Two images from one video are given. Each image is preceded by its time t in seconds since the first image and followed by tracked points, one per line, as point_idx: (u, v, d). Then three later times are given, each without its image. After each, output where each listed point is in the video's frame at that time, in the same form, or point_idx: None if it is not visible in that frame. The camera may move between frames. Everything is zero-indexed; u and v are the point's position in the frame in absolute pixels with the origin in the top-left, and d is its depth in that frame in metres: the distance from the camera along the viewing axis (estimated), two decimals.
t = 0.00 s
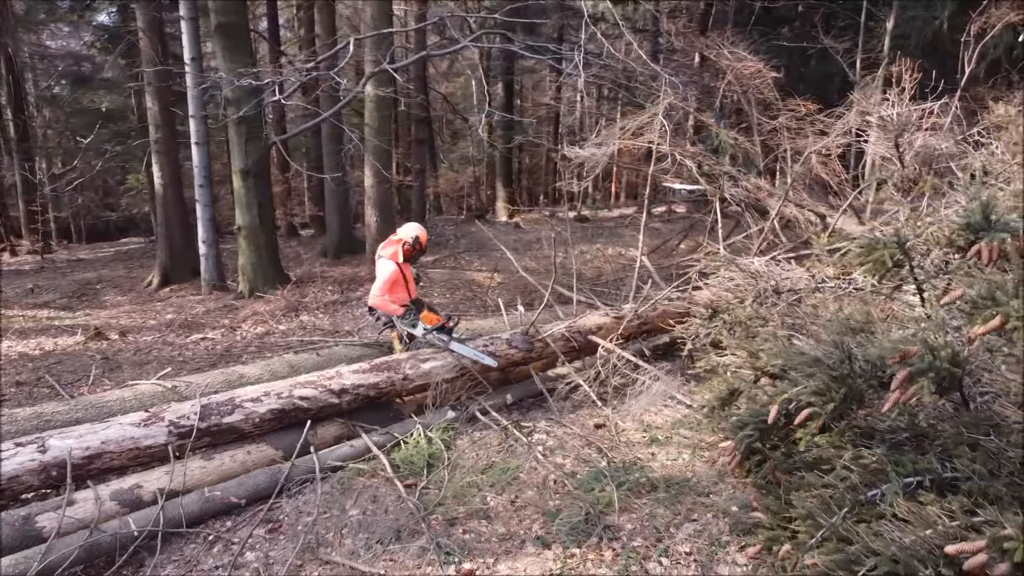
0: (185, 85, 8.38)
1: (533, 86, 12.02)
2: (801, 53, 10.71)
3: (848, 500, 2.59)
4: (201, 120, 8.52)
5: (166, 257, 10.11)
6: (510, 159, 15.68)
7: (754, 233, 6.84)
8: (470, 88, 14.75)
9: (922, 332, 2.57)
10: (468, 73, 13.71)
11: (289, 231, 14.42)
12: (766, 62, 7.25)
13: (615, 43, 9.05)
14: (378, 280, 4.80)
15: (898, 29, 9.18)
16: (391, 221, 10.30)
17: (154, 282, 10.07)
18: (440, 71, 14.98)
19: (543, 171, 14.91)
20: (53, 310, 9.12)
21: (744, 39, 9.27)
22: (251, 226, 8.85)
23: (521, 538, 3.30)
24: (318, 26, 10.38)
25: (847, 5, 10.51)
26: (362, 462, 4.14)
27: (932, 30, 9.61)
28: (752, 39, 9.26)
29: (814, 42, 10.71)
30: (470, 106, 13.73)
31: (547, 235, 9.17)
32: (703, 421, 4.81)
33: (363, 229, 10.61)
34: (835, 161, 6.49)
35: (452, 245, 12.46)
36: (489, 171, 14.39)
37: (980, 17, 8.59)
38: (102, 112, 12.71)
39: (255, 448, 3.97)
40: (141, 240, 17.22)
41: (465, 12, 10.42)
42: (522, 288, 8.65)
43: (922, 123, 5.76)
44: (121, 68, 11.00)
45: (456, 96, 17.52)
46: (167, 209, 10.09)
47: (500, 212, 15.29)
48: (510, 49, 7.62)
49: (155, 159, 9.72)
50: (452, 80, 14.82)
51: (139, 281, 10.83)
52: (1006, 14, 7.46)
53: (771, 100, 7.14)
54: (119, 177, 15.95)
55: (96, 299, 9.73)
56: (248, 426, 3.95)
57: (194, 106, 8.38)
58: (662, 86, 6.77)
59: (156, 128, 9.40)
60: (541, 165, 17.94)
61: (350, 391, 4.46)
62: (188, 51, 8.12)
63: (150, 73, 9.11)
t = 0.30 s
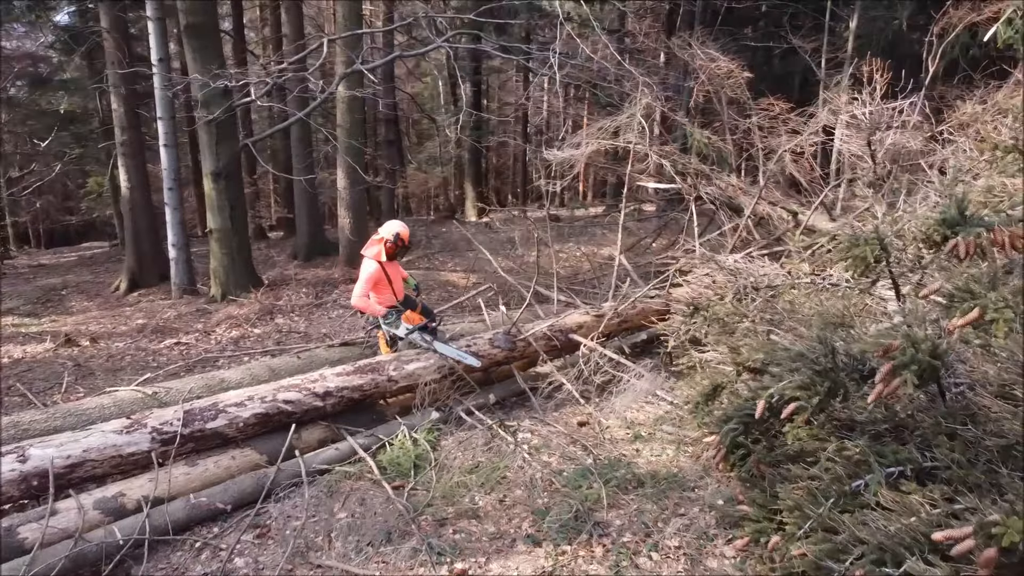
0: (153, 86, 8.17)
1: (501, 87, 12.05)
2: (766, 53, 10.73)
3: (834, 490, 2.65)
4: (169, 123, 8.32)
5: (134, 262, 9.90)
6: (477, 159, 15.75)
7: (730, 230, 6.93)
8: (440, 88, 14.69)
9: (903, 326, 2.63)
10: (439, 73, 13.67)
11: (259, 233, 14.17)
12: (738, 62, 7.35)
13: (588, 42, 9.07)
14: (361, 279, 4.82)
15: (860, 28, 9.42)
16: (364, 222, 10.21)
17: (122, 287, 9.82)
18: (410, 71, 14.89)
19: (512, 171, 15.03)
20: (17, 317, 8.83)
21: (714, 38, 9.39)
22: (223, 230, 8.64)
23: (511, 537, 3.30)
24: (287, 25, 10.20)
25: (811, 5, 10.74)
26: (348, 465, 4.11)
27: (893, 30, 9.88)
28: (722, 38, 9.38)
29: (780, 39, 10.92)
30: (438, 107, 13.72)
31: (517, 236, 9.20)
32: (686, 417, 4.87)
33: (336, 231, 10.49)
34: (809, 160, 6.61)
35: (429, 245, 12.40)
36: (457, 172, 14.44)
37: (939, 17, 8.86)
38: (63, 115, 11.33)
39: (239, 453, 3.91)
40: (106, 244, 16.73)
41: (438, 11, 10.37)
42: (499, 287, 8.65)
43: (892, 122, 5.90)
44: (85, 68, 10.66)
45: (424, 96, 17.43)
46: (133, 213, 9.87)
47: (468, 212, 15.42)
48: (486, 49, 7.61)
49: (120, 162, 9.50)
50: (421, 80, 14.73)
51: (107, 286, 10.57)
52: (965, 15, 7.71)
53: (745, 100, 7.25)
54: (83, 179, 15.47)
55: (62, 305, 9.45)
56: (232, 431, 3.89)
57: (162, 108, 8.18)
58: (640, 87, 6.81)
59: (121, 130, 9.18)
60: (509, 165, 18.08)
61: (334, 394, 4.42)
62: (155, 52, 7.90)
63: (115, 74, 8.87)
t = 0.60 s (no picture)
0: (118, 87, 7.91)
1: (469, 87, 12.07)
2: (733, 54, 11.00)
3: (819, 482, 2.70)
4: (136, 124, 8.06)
5: (100, 267, 9.61)
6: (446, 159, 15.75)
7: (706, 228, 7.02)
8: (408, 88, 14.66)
9: (885, 320, 2.70)
10: (409, 72, 13.61)
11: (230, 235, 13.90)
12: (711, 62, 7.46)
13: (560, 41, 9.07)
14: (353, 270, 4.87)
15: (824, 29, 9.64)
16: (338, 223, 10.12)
17: (88, 293, 9.53)
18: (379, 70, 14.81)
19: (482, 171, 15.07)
20: None
21: (683, 39, 9.50)
22: (195, 233, 8.40)
23: (501, 536, 3.31)
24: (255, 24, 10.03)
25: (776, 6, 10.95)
26: (334, 468, 4.07)
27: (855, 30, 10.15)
28: (692, 39, 9.48)
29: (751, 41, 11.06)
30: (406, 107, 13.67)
31: (489, 236, 9.21)
32: (667, 413, 4.92)
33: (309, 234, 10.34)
34: (783, 158, 6.73)
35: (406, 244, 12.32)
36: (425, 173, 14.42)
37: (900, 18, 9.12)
38: (20, 116, 10.64)
39: (222, 458, 3.84)
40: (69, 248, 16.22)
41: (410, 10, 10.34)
42: (475, 287, 8.64)
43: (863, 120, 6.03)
44: (45, 67, 10.32)
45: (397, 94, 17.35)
46: (99, 216, 9.59)
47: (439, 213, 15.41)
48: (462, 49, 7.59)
49: (85, 164, 9.23)
50: (389, 79, 14.66)
51: (74, 291, 10.27)
52: (926, 16, 7.94)
53: (718, 99, 7.36)
54: (43, 181, 14.96)
55: (25, 311, 9.14)
56: (215, 436, 3.82)
57: (129, 109, 7.93)
58: (617, 87, 6.87)
59: (86, 132, 8.92)
60: (479, 165, 18.12)
61: (317, 396, 4.37)
62: (120, 53, 7.64)
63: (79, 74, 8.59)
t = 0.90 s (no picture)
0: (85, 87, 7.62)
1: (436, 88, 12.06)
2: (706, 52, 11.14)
3: (808, 472, 2.75)
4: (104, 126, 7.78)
5: (67, 271, 9.28)
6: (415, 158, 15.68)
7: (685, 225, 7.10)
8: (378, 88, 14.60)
9: (868, 313, 2.75)
10: (381, 71, 13.52)
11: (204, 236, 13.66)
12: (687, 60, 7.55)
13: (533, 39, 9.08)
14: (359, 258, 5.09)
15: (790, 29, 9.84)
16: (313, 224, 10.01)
17: (55, 297, 9.20)
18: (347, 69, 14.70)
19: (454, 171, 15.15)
20: None
21: (656, 38, 9.58)
22: (167, 236, 8.09)
23: (493, 533, 3.31)
24: (222, 24, 9.81)
25: (745, 5, 11.12)
26: (321, 469, 4.03)
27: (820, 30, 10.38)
28: (664, 38, 9.57)
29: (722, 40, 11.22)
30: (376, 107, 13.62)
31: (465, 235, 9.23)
32: (652, 409, 4.97)
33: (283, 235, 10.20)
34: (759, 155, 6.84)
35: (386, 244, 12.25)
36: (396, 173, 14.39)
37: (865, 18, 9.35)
38: None
39: (208, 462, 3.78)
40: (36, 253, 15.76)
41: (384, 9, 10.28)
42: (453, 286, 8.62)
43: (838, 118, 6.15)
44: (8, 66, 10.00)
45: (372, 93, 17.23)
46: (65, 219, 9.20)
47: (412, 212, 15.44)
48: (441, 47, 7.56)
49: (50, 166, 8.86)
50: (358, 79, 14.56)
51: (40, 296, 9.93)
52: (893, 15, 8.13)
53: (695, 97, 7.44)
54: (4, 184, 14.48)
55: None
56: (200, 440, 3.76)
57: (97, 110, 7.64)
58: (597, 86, 6.90)
59: (49, 133, 8.58)
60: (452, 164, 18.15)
61: (303, 398, 4.33)
62: (87, 52, 7.37)
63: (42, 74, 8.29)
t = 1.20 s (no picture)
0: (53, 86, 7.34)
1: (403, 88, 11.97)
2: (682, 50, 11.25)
3: (800, 465, 2.79)
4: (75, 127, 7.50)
5: (36, 276, 8.70)
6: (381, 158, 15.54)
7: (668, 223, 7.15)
8: (349, 88, 14.46)
9: (857, 308, 2.79)
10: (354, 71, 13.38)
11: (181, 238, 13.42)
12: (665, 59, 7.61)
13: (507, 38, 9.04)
14: (356, 263, 5.05)
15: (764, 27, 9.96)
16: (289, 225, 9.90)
17: (21, 303, 8.53)
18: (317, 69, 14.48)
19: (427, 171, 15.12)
20: None
21: (632, 36, 9.63)
22: (140, 237, 7.89)
23: (488, 533, 3.31)
24: (192, 24, 9.56)
25: (718, 4, 11.23)
26: (311, 472, 3.99)
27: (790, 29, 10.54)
28: (640, 37, 9.60)
29: (697, 39, 11.30)
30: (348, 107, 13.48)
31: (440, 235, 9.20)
32: (639, 406, 5.00)
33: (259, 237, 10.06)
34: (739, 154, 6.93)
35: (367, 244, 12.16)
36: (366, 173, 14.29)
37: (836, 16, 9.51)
38: None
39: (195, 467, 3.71)
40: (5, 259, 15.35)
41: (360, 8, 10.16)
42: (433, 286, 8.57)
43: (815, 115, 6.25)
44: None
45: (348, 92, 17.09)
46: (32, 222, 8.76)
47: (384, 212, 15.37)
48: (421, 46, 7.51)
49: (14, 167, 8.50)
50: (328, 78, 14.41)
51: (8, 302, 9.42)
52: (865, 14, 8.29)
53: (674, 96, 7.51)
54: None
55: None
56: (187, 445, 3.70)
57: (66, 111, 7.34)
58: (578, 86, 6.93)
59: (17, 136, 8.34)
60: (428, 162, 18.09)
61: (291, 400, 4.28)
62: (55, 51, 7.08)
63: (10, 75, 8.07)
